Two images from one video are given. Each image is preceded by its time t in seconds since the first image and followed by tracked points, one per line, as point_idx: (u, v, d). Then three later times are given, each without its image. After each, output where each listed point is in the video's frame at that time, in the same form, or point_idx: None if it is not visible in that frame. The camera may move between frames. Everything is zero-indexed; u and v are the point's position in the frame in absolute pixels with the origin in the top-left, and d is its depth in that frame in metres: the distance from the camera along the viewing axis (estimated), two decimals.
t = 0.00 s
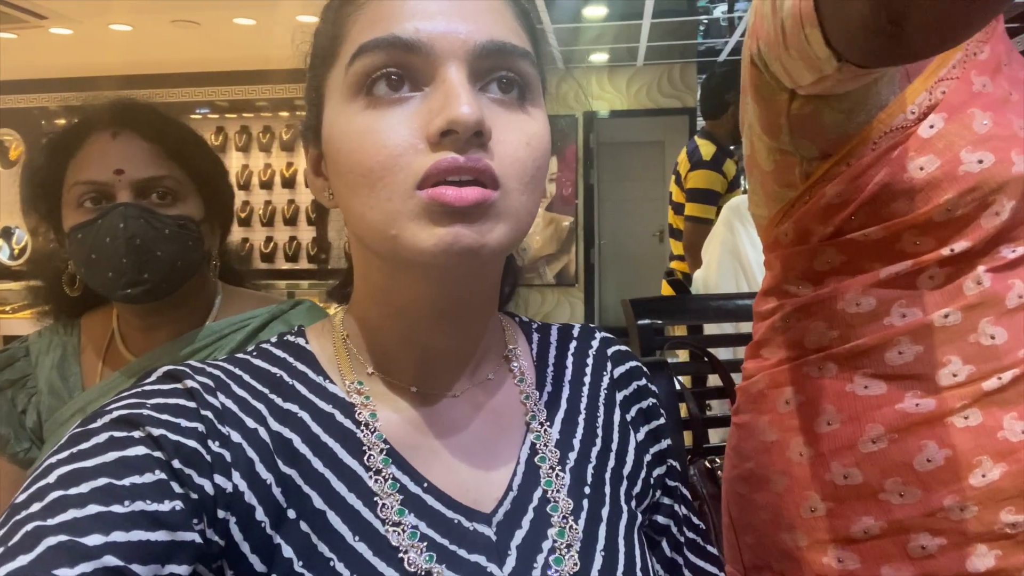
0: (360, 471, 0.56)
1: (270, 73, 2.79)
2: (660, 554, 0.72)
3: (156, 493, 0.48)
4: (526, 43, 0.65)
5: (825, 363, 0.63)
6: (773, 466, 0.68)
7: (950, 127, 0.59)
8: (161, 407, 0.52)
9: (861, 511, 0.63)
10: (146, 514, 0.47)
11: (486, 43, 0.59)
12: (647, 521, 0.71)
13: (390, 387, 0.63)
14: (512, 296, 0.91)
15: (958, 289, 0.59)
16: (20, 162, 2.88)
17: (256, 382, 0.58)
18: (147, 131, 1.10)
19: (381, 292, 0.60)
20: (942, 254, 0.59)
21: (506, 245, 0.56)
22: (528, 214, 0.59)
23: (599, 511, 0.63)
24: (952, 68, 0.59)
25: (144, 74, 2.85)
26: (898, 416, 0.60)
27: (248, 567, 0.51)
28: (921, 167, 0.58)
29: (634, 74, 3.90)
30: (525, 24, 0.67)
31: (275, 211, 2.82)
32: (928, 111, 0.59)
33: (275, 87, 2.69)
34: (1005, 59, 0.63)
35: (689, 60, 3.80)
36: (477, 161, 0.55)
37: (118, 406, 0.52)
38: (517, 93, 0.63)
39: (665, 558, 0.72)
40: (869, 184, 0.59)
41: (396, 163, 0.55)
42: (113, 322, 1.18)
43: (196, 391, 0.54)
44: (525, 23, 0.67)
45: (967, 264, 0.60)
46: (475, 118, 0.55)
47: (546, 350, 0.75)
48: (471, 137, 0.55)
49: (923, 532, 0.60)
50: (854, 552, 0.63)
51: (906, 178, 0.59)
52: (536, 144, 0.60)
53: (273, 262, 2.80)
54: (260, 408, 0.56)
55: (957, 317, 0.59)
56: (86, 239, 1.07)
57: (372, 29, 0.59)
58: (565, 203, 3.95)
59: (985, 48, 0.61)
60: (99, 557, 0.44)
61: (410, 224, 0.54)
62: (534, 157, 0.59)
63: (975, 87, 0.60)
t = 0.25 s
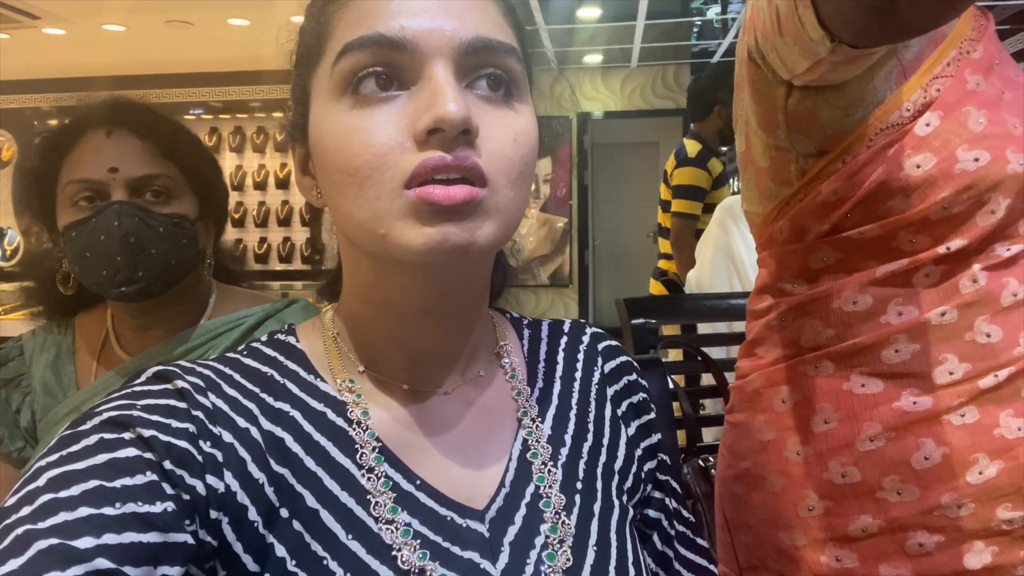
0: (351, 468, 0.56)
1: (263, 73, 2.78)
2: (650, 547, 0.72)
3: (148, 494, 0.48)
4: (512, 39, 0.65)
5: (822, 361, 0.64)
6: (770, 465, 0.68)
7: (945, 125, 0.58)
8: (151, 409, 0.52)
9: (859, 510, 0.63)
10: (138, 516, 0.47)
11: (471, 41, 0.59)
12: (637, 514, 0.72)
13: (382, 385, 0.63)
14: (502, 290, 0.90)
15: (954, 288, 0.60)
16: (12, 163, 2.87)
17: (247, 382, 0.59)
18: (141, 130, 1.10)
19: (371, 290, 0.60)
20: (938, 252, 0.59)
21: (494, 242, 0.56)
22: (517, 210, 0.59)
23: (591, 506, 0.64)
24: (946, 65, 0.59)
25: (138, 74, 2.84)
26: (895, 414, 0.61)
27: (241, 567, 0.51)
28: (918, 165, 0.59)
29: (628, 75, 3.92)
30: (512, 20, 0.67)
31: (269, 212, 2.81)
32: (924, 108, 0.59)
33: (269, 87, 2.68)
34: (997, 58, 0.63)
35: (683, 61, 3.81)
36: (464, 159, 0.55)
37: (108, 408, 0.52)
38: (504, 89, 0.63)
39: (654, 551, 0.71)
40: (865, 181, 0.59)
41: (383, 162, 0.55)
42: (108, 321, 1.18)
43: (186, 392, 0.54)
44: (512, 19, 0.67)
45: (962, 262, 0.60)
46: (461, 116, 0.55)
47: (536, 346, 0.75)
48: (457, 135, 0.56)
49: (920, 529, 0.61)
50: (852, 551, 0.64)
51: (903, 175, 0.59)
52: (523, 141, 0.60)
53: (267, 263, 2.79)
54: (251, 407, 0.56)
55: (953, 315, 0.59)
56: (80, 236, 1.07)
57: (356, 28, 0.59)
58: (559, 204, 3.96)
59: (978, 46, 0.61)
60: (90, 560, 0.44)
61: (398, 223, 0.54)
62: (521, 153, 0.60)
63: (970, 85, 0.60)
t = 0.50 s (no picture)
0: (351, 463, 0.57)
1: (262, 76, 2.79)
2: (650, 541, 0.73)
3: (148, 489, 0.48)
4: (513, 38, 0.65)
5: (820, 358, 0.65)
6: (768, 461, 0.69)
7: (943, 125, 0.59)
8: (152, 403, 0.52)
9: (859, 505, 0.63)
10: (139, 510, 0.47)
11: (473, 41, 0.60)
12: (638, 509, 0.73)
13: (382, 380, 0.63)
14: (500, 279, 0.89)
15: (951, 285, 0.60)
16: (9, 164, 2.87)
17: (247, 377, 0.59)
18: (145, 130, 1.10)
19: (372, 288, 0.61)
20: (936, 250, 0.60)
21: (496, 243, 0.57)
22: (518, 210, 0.60)
23: (591, 500, 0.64)
24: (943, 66, 0.60)
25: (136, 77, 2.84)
26: (893, 410, 0.61)
27: (242, 561, 0.52)
28: (915, 164, 0.59)
29: (625, 79, 3.94)
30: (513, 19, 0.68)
31: (266, 214, 2.82)
32: (921, 108, 0.59)
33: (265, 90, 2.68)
34: (992, 59, 0.64)
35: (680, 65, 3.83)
36: (467, 162, 0.56)
37: (108, 403, 0.53)
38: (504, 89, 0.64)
39: (655, 545, 0.73)
40: (863, 180, 0.60)
41: (385, 164, 0.56)
42: (110, 320, 1.18)
43: (186, 387, 0.55)
44: (513, 18, 0.68)
45: (959, 260, 0.61)
46: (464, 119, 0.55)
47: (536, 341, 0.75)
48: (460, 137, 0.56)
49: (919, 524, 0.61)
50: (851, 546, 0.64)
51: (901, 175, 0.60)
52: (524, 142, 0.61)
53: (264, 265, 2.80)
54: (251, 402, 0.57)
55: (950, 312, 0.60)
56: (84, 235, 1.08)
57: (358, 27, 0.60)
58: (556, 207, 3.97)
59: (972, 47, 0.62)
60: (91, 554, 0.45)
61: (400, 225, 0.55)
62: (522, 153, 0.60)
63: (965, 86, 0.61)
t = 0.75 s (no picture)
0: (355, 463, 0.57)
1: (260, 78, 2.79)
2: (658, 539, 0.73)
3: (150, 489, 0.48)
4: (517, 36, 0.66)
5: (818, 357, 0.65)
6: (768, 459, 0.69)
7: (938, 126, 0.60)
8: (153, 403, 0.52)
9: (858, 502, 0.64)
10: (140, 510, 0.47)
11: (477, 39, 0.60)
12: (644, 507, 0.73)
13: (386, 379, 0.63)
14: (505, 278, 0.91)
15: (948, 283, 0.61)
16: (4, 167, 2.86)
17: (249, 376, 0.59)
18: (145, 132, 1.10)
19: (376, 288, 0.61)
20: (932, 249, 0.61)
21: (501, 242, 0.58)
22: (522, 209, 0.60)
23: (596, 500, 0.65)
24: (938, 68, 0.60)
25: (133, 79, 2.84)
26: (891, 408, 0.62)
27: (244, 562, 0.52)
28: (912, 164, 0.60)
29: (621, 81, 3.96)
30: (517, 17, 0.68)
31: (263, 216, 2.81)
32: (916, 110, 0.60)
33: (263, 92, 2.70)
34: (986, 61, 0.65)
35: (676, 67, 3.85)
36: (471, 160, 0.56)
37: (110, 403, 0.53)
38: (508, 87, 0.64)
39: (663, 543, 0.73)
40: (861, 180, 0.61)
41: (389, 162, 0.56)
42: (111, 321, 1.18)
43: (188, 387, 0.55)
44: (517, 16, 0.68)
45: (955, 259, 0.62)
46: (469, 116, 0.56)
47: (540, 339, 0.76)
48: (465, 135, 0.56)
49: (918, 521, 0.62)
50: (850, 543, 0.65)
51: (897, 174, 0.60)
52: (528, 140, 0.61)
53: (262, 267, 2.80)
54: (254, 401, 0.57)
55: (947, 310, 0.61)
56: (86, 237, 1.08)
57: (362, 23, 0.60)
58: (553, 208, 3.98)
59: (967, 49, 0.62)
60: (93, 554, 0.45)
61: (404, 224, 0.55)
62: (527, 151, 0.61)
63: (961, 87, 0.61)
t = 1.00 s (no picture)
0: (358, 464, 0.58)
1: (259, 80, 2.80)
2: (660, 540, 0.74)
3: (152, 489, 0.49)
4: (521, 36, 0.66)
5: (811, 355, 0.66)
6: (761, 456, 0.70)
7: (927, 128, 0.61)
8: (156, 404, 0.53)
9: (848, 498, 0.64)
10: (142, 510, 0.48)
11: (481, 39, 0.61)
12: (647, 508, 0.73)
13: (389, 380, 0.64)
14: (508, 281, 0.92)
15: (938, 282, 0.62)
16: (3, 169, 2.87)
17: (251, 377, 0.60)
18: (146, 135, 1.11)
19: (380, 289, 0.62)
20: (921, 250, 0.61)
21: (503, 244, 0.58)
22: (524, 212, 0.61)
23: (599, 500, 0.65)
24: (928, 71, 0.61)
25: (132, 82, 2.85)
26: (881, 405, 0.63)
27: (245, 562, 0.52)
28: (900, 167, 0.61)
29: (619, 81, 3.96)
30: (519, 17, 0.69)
31: (262, 219, 2.82)
32: (905, 113, 0.61)
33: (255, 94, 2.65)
34: (979, 64, 0.66)
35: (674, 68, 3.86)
36: (474, 161, 0.57)
37: (113, 403, 0.53)
38: (512, 87, 0.65)
39: (664, 545, 0.74)
40: (850, 182, 0.61)
41: (393, 163, 0.57)
42: (112, 323, 1.19)
43: (191, 387, 0.55)
44: (519, 16, 0.69)
45: (944, 259, 0.62)
46: (472, 117, 0.56)
47: (542, 340, 0.77)
48: (467, 136, 0.57)
49: (907, 516, 0.62)
50: (842, 538, 0.65)
51: (885, 176, 0.61)
52: (531, 141, 0.62)
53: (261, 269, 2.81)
54: (256, 402, 0.58)
55: (936, 309, 0.61)
56: (86, 240, 1.09)
57: (366, 23, 0.61)
58: (552, 210, 4.00)
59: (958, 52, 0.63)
60: (94, 555, 0.45)
61: (407, 225, 0.56)
62: (530, 153, 0.61)
63: (950, 90, 0.62)
